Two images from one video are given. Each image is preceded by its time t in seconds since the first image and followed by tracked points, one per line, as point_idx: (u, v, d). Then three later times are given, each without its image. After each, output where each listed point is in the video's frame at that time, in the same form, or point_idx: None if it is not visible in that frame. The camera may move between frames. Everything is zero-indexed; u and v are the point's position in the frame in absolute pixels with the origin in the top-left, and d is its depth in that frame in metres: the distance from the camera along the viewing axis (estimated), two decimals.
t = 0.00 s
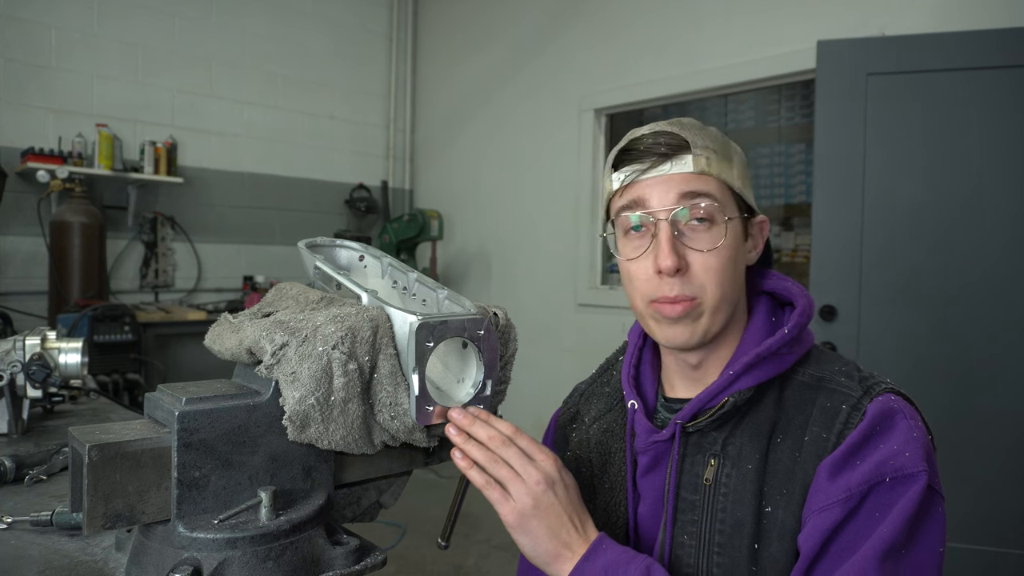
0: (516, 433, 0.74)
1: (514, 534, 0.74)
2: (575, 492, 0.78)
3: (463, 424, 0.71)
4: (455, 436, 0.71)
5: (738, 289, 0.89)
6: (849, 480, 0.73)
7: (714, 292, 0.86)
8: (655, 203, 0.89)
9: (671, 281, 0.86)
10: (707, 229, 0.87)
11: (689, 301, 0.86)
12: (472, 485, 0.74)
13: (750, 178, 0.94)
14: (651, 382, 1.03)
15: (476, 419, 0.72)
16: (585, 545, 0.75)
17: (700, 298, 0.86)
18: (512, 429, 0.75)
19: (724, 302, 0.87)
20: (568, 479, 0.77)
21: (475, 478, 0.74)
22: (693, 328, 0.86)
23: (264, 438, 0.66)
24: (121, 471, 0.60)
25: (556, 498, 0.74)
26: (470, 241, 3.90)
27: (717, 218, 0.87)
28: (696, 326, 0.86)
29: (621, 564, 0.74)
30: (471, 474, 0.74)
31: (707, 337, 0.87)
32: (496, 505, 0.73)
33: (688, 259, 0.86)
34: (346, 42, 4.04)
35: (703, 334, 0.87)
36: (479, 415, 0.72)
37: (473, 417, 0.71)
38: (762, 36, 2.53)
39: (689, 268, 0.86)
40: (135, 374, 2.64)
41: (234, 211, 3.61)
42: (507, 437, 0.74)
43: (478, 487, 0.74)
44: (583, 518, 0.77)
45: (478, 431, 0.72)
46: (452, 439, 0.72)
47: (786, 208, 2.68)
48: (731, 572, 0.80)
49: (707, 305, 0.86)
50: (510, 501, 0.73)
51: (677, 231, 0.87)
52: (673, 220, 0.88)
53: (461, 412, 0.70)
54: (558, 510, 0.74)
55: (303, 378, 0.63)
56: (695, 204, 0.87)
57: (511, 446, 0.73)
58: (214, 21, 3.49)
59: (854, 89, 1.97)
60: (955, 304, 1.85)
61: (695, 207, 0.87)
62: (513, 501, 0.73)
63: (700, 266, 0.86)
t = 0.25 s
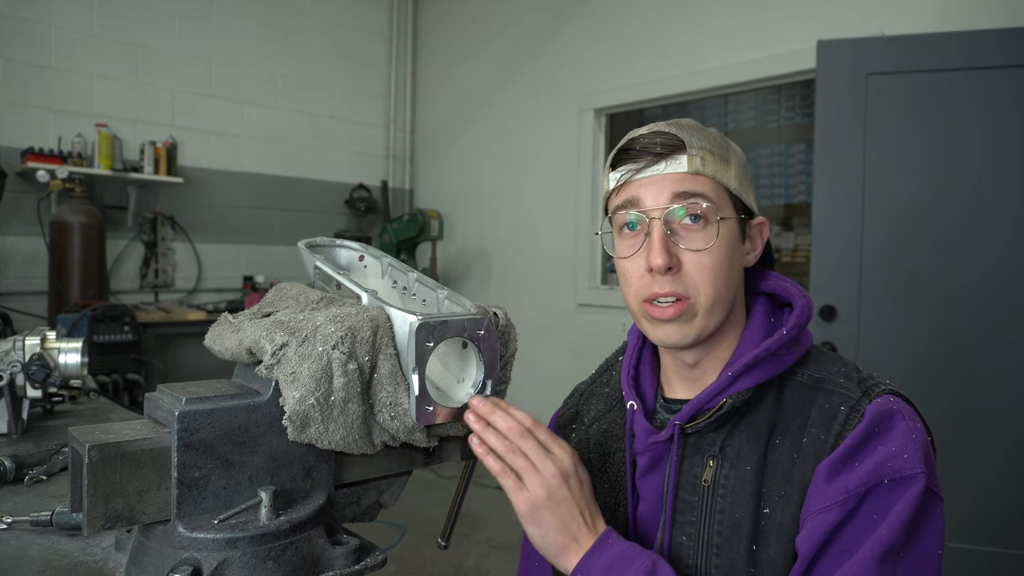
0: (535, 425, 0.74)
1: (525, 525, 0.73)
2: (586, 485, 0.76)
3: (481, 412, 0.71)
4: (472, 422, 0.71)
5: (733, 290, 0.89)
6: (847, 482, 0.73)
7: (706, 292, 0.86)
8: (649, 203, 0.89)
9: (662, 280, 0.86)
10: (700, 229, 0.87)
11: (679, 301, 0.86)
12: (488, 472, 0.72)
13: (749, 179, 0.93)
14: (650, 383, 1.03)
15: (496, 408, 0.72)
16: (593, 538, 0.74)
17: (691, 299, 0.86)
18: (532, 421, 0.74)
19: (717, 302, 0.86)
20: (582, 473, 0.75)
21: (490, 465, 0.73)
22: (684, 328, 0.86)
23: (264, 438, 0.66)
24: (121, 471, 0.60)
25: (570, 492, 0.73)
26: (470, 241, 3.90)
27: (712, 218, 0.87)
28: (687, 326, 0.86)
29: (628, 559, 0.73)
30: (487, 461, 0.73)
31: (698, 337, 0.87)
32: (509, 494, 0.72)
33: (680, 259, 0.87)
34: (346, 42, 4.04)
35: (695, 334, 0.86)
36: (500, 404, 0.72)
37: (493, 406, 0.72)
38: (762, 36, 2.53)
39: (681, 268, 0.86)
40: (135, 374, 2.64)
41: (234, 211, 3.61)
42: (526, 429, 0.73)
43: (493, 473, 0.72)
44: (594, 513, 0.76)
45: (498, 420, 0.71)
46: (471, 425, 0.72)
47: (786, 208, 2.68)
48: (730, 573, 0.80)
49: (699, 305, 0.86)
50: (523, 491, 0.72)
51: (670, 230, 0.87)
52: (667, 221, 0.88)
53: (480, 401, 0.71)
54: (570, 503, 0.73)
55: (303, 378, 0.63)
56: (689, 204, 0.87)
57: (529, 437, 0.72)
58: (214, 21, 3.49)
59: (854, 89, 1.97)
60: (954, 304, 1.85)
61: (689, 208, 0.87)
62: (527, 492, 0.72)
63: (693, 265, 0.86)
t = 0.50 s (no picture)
0: (523, 434, 0.74)
1: (518, 532, 0.74)
2: (580, 492, 0.77)
3: (467, 426, 0.71)
4: (459, 438, 0.72)
5: (734, 291, 0.89)
6: (848, 483, 0.74)
7: (707, 294, 0.86)
8: (649, 204, 0.89)
9: (661, 282, 0.86)
10: (700, 231, 0.87)
11: (679, 303, 0.86)
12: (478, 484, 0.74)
13: (749, 178, 0.93)
14: (651, 383, 1.03)
15: (482, 421, 0.72)
16: (587, 544, 0.75)
17: (692, 300, 0.86)
18: (520, 429, 0.74)
19: (717, 304, 0.86)
20: (573, 480, 0.77)
21: (479, 478, 0.74)
22: (684, 329, 0.86)
23: (264, 438, 0.66)
24: (121, 471, 0.60)
25: (560, 499, 0.74)
26: (470, 241, 3.90)
27: (712, 220, 0.87)
28: (688, 328, 0.86)
29: (625, 562, 0.73)
30: (476, 473, 0.74)
31: (700, 339, 0.87)
32: (501, 503, 0.73)
33: (680, 261, 0.87)
34: (346, 42, 4.04)
35: (696, 336, 0.86)
36: (486, 416, 0.72)
37: (479, 419, 0.72)
38: (762, 36, 2.53)
39: (681, 270, 0.86)
40: (135, 373, 2.64)
41: (233, 211, 3.61)
42: (514, 438, 0.74)
43: (482, 485, 0.73)
44: (588, 519, 0.77)
45: (484, 432, 0.72)
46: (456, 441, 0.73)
47: (786, 208, 2.68)
48: (731, 573, 0.80)
49: (699, 307, 0.86)
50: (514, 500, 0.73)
51: (670, 232, 0.87)
52: (667, 223, 0.88)
53: (465, 413, 0.70)
54: (561, 510, 0.74)
55: (303, 378, 0.63)
56: (689, 205, 0.87)
57: (517, 447, 0.73)
58: (214, 21, 3.49)
59: (854, 89, 1.97)
60: (954, 304, 1.85)
61: (689, 209, 0.87)
62: (517, 500, 0.73)
63: (693, 268, 0.86)
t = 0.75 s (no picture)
0: (524, 431, 0.75)
1: (517, 530, 0.75)
2: (580, 491, 0.78)
3: (470, 423, 0.71)
4: (460, 436, 0.72)
5: (734, 291, 0.89)
6: (848, 484, 0.74)
7: (707, 295, 0.86)
8: (648, 205, 0.89)
9: (661, 284, 0.86)
10: (700, 231, 0.87)
11: (679, 304, 0.86)
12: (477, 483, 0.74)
13: (749, 177, 0.93)
14: (651, 383, 1.03)
15: (484, 417, 0.72)
16: (588, 542, 0.75)
17: (692, 301, 0.86)
18: (521, 426, 0.75)
19: (717, 305, 0.86)
20: (571, 477, 0.78)
21: (478, 476, 0.74)
22: (683, 330, 0.87)
23: (264, 438, 0.66)
24: (121, 471, 0.60)
25: (560, 495, 0.75)
26: (470, 241, 3.90)
27: (712, 221, 0.87)
28: (687, 329, 0.86)
29: (625, 562, 0.73)
30: (475, 472, 0.74)
31: (699, 340, 0.87)
32: (499, 501, 0.74)
33: (680, 262, 0.87)
34: (347, 42, 4.04)
35: (695, 338, 0.87)
36: (488, 412, 0.73)
37: (481, 416, 0.72)
38: (762, 36, 2.53)
39: (681, 271, 0.87)
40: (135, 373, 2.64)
41: (234, 211, 3.61)
42: (514, 435, 0.74)
43: (482, 484, 0.74)
44: (588, 518, 0.77)
45: (486, 428, 0.72)
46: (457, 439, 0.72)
47: (786, 208, 2.68)
48: (731, 573, 0.80)
49: (699, 308, 0.86)
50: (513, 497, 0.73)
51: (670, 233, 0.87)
52: (667, 223, 0.88)
53: (467, 411, 0.70)
54: (561, 508, 0.74)
55: (303, 379, 0.63)
56: (689, 206, 0.87)
57: (518, 444, 0.74)
58: (214, 21, 3.49)
59: (854, 89, 1.97)
60: (954, 305, 1.85)
61: (688, 210, 0.87)
62: (517, 497, 0.74)
63: (692, 270, 0.86)
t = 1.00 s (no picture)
0: (523, 430, 0.75)
1: (517, 530, 0.74)
2: (579, 491, 0.77)
3: (469, 423, 0.70)
4: (460, 437, 0.70)
5: (706, 297, 0.87)
6: (851, 485, 0.74)
7: (670, 302, 0.85)
8: (616, 212, 0.90)
9: (626, 290, 0.87)
10: (664, 238, 0.86)
11: (642, 310, 0.87)
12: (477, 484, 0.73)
13: (737, 177, 0.89)
14: (653, 383, 1.03)
15: (484, 417, 0.71)
16: (588, 544, 0.75)
17: (655, 307, 0.86)
18: (521, 425, 0.75)
19: (682, 311, 0.86)
20: (570, 477, 0.77)
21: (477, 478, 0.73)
22: (650, 335, 0.88)
23: (264, 438, 0.66)
24: (121, 471, 0.60)
25: (560, 495, 0.74)
26: (470, 240, 3.90)
27: (677, 226, 0.85)
28: (653, 334, 0.87)
29: (626, 562, 0.73)
30: (474, 474, 0.73)
31: (664, 345, 0.87)
32: (500, 501, 0.74)
33: (642, 269, 0.86)
34: (347, 42, 4.04)
35: (660, 344, 0.87)
36: (488, 413, 0.72)
37: (481, 415, 0.71)
38: (763, 36, 2.53)
39: (645, 277, 0.86)
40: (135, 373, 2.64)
41: (233, 211, 3.61)
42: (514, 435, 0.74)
43: (482, 485, 0.73)
44: (587, 518, 0.77)
45: (487, 429, 0.71)
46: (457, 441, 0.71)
47: (786, 208, 2.68)
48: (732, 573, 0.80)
49: (662, 314, 0.86)
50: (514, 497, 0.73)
51: (633, 240, 0.87)
52: (631, 231, 0.87)
53: (467, 411, 0.70)
54: (561, 508, 0.74)
55: (303, 378, 0.63)
56: (650, 212, 0.86)
57: (518, 444, 0.74)
58: (214, 21, 3.49)
59: (854, 89, 1.97)
60: (955, 305, 1.85)
61: (650, 217, 0.86)
62: (517, 497, 0.74)
63: (654, 276, 0.86)
